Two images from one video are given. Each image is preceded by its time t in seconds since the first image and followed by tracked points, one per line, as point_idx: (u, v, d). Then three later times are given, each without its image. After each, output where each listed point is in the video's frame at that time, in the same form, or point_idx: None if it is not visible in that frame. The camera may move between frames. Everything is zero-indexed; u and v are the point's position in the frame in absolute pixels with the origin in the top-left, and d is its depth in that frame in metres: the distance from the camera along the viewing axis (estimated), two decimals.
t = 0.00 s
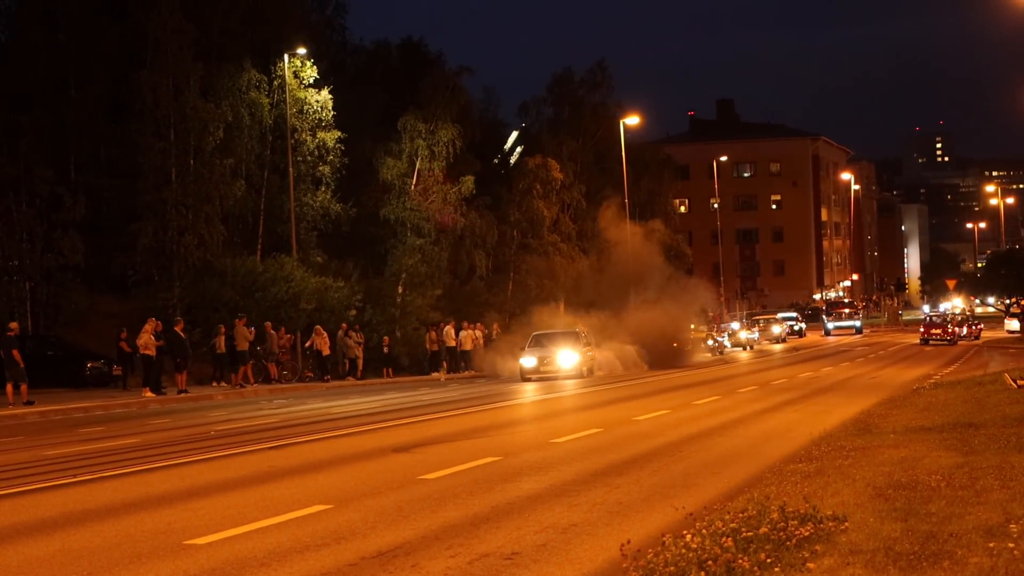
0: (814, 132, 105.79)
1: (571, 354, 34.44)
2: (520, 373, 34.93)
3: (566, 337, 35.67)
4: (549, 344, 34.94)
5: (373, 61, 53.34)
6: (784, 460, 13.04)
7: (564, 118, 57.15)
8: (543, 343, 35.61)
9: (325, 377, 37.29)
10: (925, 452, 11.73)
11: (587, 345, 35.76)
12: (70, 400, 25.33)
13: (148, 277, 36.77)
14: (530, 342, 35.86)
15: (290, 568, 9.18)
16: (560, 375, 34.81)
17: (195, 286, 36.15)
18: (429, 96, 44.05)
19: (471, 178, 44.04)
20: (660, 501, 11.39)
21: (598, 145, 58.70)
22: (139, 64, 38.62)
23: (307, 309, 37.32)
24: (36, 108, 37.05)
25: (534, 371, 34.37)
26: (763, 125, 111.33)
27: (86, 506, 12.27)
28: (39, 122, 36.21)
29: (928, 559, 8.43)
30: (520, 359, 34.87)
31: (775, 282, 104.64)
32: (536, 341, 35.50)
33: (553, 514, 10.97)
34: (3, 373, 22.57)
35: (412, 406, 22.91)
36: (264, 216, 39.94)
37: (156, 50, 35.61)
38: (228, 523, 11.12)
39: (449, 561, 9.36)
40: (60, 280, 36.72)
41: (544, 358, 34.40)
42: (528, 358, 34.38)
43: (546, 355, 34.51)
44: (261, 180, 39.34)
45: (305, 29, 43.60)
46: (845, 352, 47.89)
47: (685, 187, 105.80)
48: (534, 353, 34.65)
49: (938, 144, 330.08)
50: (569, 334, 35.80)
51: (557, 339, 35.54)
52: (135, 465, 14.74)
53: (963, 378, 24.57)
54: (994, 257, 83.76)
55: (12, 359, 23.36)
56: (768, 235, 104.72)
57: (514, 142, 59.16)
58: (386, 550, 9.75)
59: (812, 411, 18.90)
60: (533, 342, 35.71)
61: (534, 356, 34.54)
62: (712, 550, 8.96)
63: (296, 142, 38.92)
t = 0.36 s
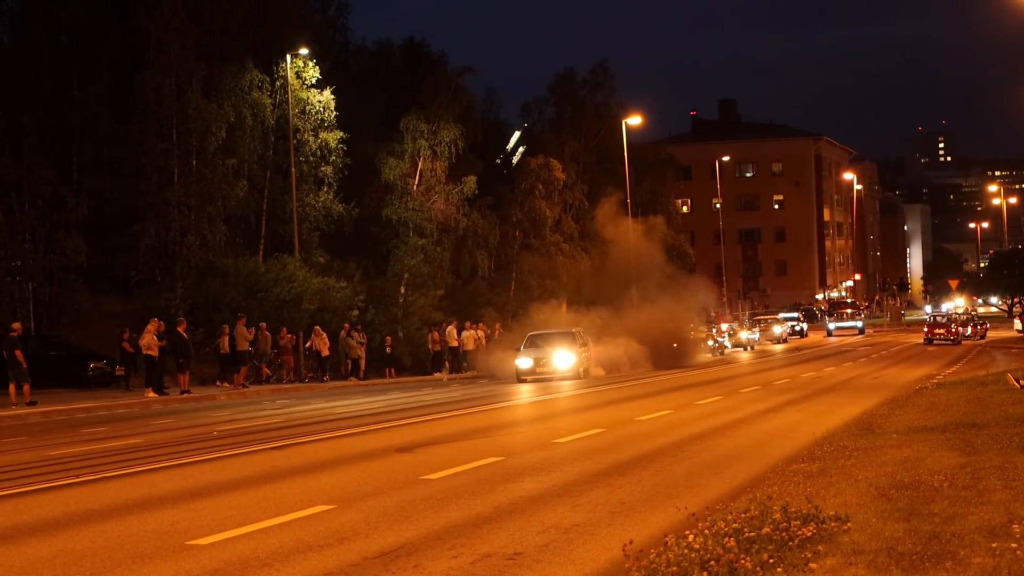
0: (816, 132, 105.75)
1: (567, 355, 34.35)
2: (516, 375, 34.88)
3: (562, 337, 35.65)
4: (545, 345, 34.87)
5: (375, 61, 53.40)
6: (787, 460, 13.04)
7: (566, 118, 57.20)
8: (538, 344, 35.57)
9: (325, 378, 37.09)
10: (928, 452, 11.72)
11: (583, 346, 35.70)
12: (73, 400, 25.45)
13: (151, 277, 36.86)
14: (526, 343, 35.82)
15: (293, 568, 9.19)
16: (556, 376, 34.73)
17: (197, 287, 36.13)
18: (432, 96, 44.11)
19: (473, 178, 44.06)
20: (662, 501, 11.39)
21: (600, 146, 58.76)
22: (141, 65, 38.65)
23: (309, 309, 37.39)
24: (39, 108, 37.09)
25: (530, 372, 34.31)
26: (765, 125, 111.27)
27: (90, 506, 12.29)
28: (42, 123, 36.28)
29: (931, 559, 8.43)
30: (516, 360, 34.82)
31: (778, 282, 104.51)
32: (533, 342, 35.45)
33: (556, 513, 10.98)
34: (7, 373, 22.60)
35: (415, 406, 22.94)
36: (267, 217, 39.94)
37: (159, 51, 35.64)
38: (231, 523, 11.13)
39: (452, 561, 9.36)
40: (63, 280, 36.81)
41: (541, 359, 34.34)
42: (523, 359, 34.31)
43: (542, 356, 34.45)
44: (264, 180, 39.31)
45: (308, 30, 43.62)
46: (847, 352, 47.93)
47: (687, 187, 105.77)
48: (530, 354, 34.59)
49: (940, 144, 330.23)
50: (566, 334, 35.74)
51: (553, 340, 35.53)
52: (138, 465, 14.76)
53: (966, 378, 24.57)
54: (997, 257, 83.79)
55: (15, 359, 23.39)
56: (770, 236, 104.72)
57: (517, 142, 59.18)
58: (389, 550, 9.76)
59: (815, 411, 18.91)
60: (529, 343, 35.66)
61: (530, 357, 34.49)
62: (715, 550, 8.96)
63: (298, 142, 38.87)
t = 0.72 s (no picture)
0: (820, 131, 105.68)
1: (565, 355, 34.33)
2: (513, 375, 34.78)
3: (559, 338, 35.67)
4: (542, 346, 34.83)
5: (378, 61, 53.47)
6: (791, 460, 13.02)
7: (569, 118, 57.22)
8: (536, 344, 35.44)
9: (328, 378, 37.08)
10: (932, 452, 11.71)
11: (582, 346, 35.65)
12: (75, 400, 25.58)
13: (154, 277, 36.95)
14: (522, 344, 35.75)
15: (297, 568, 9.19)
16: (554, 377, 34.69)
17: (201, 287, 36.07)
18: (435, 96, 44.15)
19: (476, 178, 44.02)
20: (665, 501, 11.39)
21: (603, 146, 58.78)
22: (144, 64, 38.67)
23: (312, 310, 37.44)
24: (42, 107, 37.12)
25: (528, 373, 34.21)
26: (769, 124, 111.22)
27: (94, 506, 12.30)
28: (45, 122, 36.34)
29: (935, 559, 8.44)
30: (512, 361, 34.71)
31: (780, 282, 104.69)
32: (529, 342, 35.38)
33: (559, 514, 10.98)
34: (12, 374, 22.64)
35: (418, 406, 22.94)
36: (270, 217, 39.93)
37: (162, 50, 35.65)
38: (234, 523, 11.14)
39: (455, 561, 9.37)
40: (66, 280, 36.88)
41: (539, 360, 34.27)
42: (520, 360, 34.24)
43: (540, 356, 34.39)
44: (267, 180, 39.25)
45: (311, 30, 43.65)
46: (850, 352, 47.90)
47: (691, 186, 105.70)
48: (527, 355, 34.50)
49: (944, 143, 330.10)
50: (562, 334, 35.74)
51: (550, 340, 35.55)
52: (142, 465, 14.78)
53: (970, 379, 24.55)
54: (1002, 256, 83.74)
55: (19, 360, 23.43)
56: (774, 235, 104.68)
57: (520, 142, 59.19)
58: (392, 550, 9.77)
59: (819, 411, 18.90)
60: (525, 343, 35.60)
61: (528, 357, 34.39)
62: (719, 550, 8.96)
63: (302, 142, 38.84)
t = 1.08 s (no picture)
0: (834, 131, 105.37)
1: (573, 355, 34.27)
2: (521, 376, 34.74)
3: (566, 338, 35.60)
4: (549, 346, 34.77)
5: (393, 62, 53.75)
6: (806, 460, 13.01)
7: (584, 118, 57.21)
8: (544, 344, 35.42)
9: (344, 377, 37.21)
10: (948, 452, 11.68)
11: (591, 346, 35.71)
12: (93, 400, 25.62)
13: (169, 278, 37.05)
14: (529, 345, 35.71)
15: (312, 568, 9.22)
16: (562, 377, 34.61)
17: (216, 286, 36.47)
18: (450, 97, 44.31)
19: (491, 178, 44.01)
20: (681, 500, 11.39)
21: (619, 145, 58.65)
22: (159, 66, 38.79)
23: (327, 310, 37.53)
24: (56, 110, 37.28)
25: (535, 373, 34.17)
26: (783, 124, 110.96)
27: (109, 506, 12.35)
28: (60, 124, 36.52)
29: (952, 559, 8.43)
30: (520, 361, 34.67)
31: (796, 283, 104.15)
32: (537, 343, 35.33)
33: (575, 514, 10.98)
34: (28, 374, 22.73)
35: (432, 406, 22.98)
36: (285, 217, 40.02)
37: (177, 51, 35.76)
38: (250, 523, 11.17)
39: (470, 561, 9.38)
40: (82, 280, 36.96)
41: (547, 360, 34.24)
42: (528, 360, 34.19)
43: (547, 357, 34.35)
44: (282, 180, 39.46)
45: (326, 30, 43.72)
46: (866, 352, 47.77)
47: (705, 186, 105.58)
48: (535, 356, 34.45)
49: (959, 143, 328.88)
50: (569, 334, 35.70)
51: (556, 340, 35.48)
52: (158, 464, 14.83)
53: (987, 378, 24.46)
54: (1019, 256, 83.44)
55: (35, 359, 23.52)
56: (789, 236, 104.45)
57: (535, 142, 59.19)
58: (407, 550, 9.79)
59: (834, 411, 18.89)
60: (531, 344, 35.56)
61: (536, 358, 34.35)
62: (735, 550, 8.95)
63: (317, 142, 39.01)
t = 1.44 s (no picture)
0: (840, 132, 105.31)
1: (570, 354, 33.99)
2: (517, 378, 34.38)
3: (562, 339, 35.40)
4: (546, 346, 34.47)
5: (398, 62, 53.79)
6: (812, 460, 13.01)
7: (590, 118, 57.26)
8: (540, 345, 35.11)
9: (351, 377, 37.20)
10: (954, 453, 11.68)
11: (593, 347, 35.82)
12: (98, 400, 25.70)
13: (175, 278, 37.09)
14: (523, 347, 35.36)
15: (318, 568, 9.23)
16: (559, 377, 34.27)
17: (222, 287, 36.34)
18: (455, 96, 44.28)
19: (497, 177, 44.05)
20: (687, 501, 11.39)
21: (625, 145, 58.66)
22: (164, 67, 38.83)
23: (333, 310, 37.62)
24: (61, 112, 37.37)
25: (533, 374, 33.81)
26: (788, 125, 110.88)
27: (115, 506, 12.37)
28: (66, 124, 36.56)
29: (958, 559, 8.43)
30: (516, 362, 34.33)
31: (801, 283, 104.17)
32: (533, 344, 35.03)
33: (580, 514, 10.99)
34: (34, 374, 22.77)
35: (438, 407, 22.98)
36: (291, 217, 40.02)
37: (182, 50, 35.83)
38: (256, 523, 11.19)
39: (476, 561, 9.39)
40: (88, 280, 36.99)
41: (544, 360, 33.91)
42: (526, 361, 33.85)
43: (545, 356, 34.01)
44: (288, 180, 39.51)
45: (332, 30, 43.80)
46: (870, 352, 47.76)
47: (710, 186, 105.52)
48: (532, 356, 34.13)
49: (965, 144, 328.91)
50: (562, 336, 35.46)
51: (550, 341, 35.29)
52: (163, 465, 14.85)
53: (993, 378, 24.47)
54: None
55: (41, 359, 23.57)
56: (795, 236, 104.38)
57: (540, 142, 59.18)
58: (413, 550, 9.80)
59: (840, 411, 18.89)
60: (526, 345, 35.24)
61: (533, 358, 34.01)
62: (740, 550, 8.96)
63: (323, 142, 39.15)
